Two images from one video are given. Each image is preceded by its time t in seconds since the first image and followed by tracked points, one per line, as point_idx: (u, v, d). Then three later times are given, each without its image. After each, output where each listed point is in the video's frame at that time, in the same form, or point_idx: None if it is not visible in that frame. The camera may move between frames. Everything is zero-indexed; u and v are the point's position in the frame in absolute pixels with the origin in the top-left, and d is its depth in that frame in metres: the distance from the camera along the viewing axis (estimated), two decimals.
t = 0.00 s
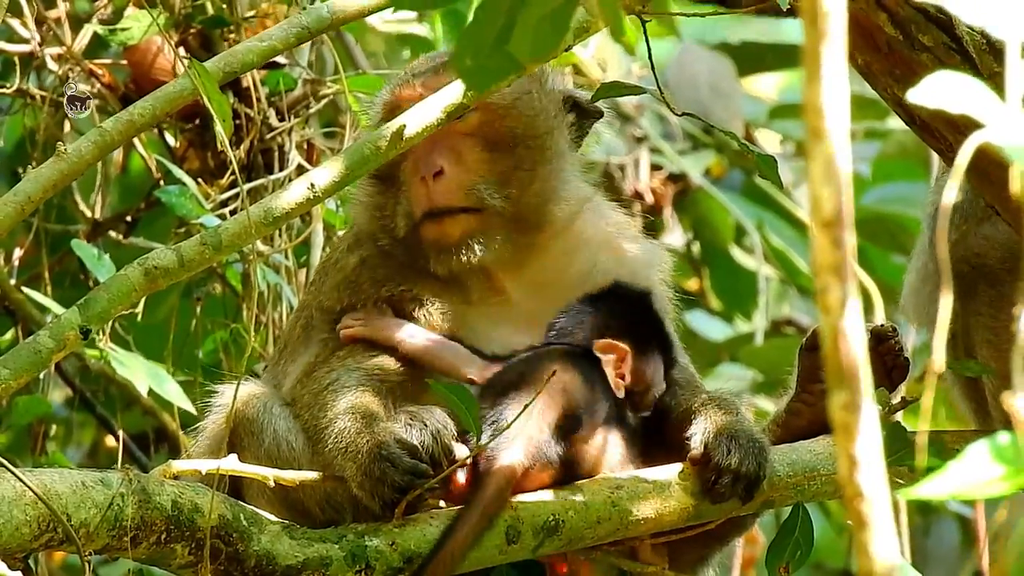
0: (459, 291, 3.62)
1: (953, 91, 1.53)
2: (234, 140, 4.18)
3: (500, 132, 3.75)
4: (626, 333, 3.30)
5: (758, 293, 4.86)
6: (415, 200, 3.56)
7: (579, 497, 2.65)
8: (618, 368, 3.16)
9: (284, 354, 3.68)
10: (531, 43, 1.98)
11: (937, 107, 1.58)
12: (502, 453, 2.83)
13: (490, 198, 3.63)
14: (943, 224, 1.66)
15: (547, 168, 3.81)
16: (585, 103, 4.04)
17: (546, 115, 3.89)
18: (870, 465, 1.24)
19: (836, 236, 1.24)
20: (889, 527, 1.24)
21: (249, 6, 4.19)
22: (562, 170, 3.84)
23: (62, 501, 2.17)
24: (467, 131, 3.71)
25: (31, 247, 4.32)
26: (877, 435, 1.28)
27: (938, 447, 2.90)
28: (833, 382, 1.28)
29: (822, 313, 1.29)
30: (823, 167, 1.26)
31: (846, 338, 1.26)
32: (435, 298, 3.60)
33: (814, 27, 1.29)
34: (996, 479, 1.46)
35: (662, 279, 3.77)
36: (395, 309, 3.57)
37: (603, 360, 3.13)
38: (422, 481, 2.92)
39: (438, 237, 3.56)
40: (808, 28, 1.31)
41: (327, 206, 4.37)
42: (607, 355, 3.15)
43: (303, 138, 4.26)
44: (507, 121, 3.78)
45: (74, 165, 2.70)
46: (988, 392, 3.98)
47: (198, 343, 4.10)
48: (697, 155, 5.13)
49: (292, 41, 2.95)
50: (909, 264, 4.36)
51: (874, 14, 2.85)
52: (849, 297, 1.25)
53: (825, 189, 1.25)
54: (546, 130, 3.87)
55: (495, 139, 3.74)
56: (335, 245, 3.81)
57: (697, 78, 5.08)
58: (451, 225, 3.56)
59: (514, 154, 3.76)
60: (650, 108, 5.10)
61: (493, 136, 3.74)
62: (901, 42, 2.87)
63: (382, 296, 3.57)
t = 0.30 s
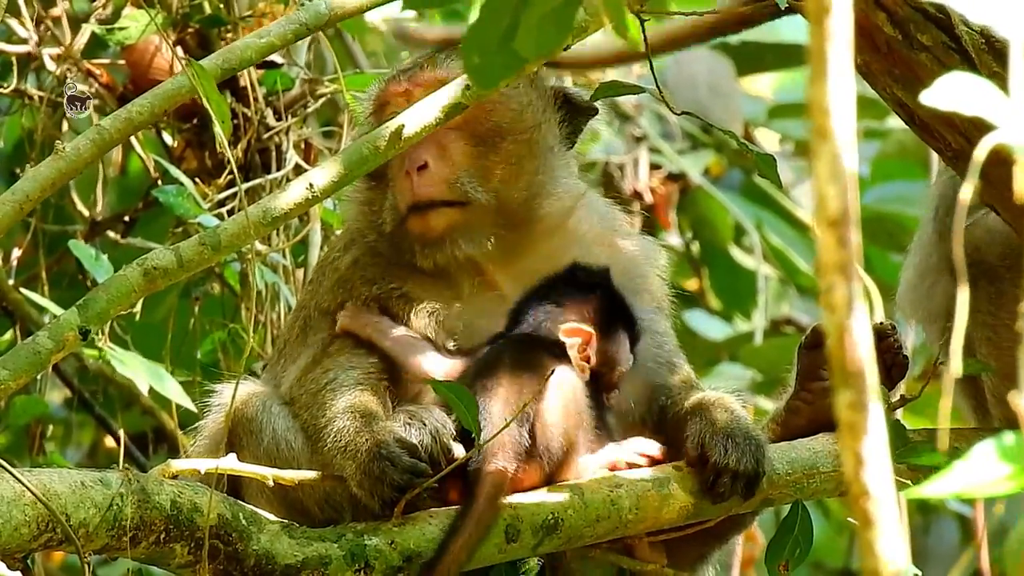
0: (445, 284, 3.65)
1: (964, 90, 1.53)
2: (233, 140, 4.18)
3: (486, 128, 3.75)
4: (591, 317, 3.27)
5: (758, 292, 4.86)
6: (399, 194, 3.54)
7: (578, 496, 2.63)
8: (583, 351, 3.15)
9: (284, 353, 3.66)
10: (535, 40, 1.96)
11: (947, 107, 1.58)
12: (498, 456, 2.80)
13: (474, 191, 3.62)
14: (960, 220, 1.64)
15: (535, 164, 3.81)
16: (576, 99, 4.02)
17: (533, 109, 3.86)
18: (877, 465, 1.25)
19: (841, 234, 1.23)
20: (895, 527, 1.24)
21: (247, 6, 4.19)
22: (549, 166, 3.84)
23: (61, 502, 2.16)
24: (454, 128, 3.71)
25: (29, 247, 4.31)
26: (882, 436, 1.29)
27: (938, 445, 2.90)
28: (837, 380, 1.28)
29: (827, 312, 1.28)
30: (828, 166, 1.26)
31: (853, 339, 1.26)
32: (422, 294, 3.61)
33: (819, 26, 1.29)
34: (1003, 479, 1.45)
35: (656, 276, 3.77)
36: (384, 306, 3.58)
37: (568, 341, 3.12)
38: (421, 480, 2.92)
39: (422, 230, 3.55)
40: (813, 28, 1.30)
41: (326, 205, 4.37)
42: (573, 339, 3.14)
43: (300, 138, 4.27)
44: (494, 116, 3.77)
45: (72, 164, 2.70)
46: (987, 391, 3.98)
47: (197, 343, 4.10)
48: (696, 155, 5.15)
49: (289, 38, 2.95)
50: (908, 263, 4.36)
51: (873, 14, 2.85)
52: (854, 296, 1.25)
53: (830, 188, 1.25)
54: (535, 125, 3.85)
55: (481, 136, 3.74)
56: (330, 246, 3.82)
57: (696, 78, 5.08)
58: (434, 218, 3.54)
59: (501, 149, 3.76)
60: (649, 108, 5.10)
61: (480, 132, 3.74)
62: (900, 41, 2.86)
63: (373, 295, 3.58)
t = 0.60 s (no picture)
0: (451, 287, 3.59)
1: (961, 88, 1.53)
2: (233, 140, 4.17)
3: (496, 127, 3.78)
4: (544, 302, 3.26)
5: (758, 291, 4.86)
6: (409, 192, 3.52)
7: (579, 496, 2.63)
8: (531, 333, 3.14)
9: (283, 354, 3.70)
10: (526, 49, 2.01)
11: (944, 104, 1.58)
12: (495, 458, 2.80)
13: (483, 191, 3.61)
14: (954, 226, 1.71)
15: (542, 164, 3.82)
16: (582, 101, 4.03)
17: (542, 109, 3.90)
18: (882, 463, 1.25)
19: (847, 231, 1.24)
20: (899, 525, 1.24)
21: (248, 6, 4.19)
22: (556, 166, 3.84)
23: (60, 502, 2.16)
24: (462, 126, 3.74)
25: (30, 247, 4.31)
26: (886, 433, 1.28)
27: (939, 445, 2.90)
28: (841, 379, 1.28)
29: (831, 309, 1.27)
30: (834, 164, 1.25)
31: (859, 337, 1.24)
32: (424, 295, 3.58)
33: (825, 26, 1.27)
34: (1000, 480, 1.45)
35: (653, 276, 3.77)
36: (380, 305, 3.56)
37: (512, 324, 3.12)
38: (421, 481, 2.91)
39: (433, 229, 3.51)
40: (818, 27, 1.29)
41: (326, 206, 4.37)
42: (517, 321, 3.14)
43: (301, 138, 4.27)
44: (501, 116, 3.80)
45: (60, 154, 2.71)
46: (987, 390, 3.98)
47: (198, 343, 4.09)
48: (695, 154, 5.16)
49: (266, 16, 2.96)
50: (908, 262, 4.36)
51: (874, 13, 2.85)
52: (859, 293, 1.23)
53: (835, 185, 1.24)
54: (541, 127, 3.87)
55: (490, 134, 3.77)
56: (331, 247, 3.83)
57: (696, 77, 5.08)
58: (445, 218, 3.52)
59: (511, 148, 3.79)
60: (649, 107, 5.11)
61: (488, 131, 3.77)
62: (901, 39, 2.86)
63: (371, 297, 3.57)
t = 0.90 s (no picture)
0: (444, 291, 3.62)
1: (969, 89, 1.53)
2: (234, 141, 4.18)
3: (485, 127, 3.75)
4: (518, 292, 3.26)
5: (759, 291, 4.86)
6: (402, 193, 3.53)
7: (580, 496, 2.63)
8: (510, 324, 3.14)
9: (281, 355, 3.71)
10: (525, 45, 1.99)
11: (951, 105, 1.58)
12: (496, 459, 2.79)
13: (475, 191, 3.62)
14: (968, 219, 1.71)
15: (534, 165, 3.81)
16: (575, 97, 4.03)
17: (531, 109, 3.87)
18: (882, 465, 1.25)
19: (848, 235, 1.23)
20: (900, 528, 1.24)
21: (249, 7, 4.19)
22: (549, 166, 3.84)
23: (60, 503, 2.17)
24: (453, 128, 3.72)
25: (32, 249, 4.32)
26: (886, 436, 1.29)
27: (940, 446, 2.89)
28: (843, 382, 1.28)
29: (832, 312, 1.28)
30: (835, 167, 1.26)
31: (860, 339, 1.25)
32: (415, 298, 3.61)
33: (826, 27, 1.30)
34: (1005, 479, 1.46)
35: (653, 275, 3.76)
36: (370, 306, 3.59)
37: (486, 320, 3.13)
38: (421, 482, 2.91)
39: (426, 232, 3.53)
40: (820, 30, 1.31)
41: (328, 207, 4.37)
42: (495, 316, 3.14)
43: (303, 139, 4.27)
44: (490, 115, 3.77)
45: (48, 144, 2.74)
46: (988, 391, 3.97)
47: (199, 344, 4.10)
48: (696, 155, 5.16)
49: None
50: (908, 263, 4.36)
51: (875, 14, 2.85)
52: (860, 295, 1.24)
53: (837, 189, 1.24)
54: (533, 126, 3.86)
55: (481, 136, 3.74)
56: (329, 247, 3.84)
57: (698, 77, 5.08)
58: (437, 220, 3.53)
59: (504, 147, 3.77)
60: (650, 107, 5.09)
61: (479, 132, 3.75)
62: (901, 41, 2.86)
63: (361, 301, 3.60)
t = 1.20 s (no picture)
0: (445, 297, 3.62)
1: (937, 90, 1.55)
2: (234, 142, 4.18)
3: (482, 130, 3.73)
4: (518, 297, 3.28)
5: (760, 292, 4.86)
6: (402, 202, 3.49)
7: (581, 497, 2.63)
8: (508, 326, 3.21)
9: (283, 357, 3.71)
10: (525, 39, 1.97)
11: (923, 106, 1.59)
12: (496, 461, 2.79)
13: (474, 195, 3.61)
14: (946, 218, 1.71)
15: (531, 168, 3.80)
16: (571, 95, 4.01)
17: (527, 111, 3.85)
18: (873, 464, 1.26)
19: (838, 234, 1.24)
20: (891, 526, 1.25)
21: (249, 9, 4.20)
22: (548, 168, 3.83)
23: (61, 505, 2.17)
24: (450, 133, 3.69)
25: (31, 249, 4.32)
26: (877, 435, 1.29)
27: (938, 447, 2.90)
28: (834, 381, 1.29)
29: (823, 312, 1.29)
30: (826, 165, 1.26)
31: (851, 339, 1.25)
32: (415, 302, 3.62)
33: (818, 28, 1.31)
34: (995, 481, 1.45)
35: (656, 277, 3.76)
36: (369, 308, 3.61)
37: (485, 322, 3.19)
38: (421, 483, 2.91)
39: (429, 238, 3.52)
40: (811, 31, 1.33)
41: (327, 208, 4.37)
42: (494, 320, 3.20)
43: (302, 140, 4.26)
44: (485, 118, 3.75)
45: (48, 144, 2.74)
46: (987, 391, 3.98)
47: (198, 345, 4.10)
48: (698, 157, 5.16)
49: None
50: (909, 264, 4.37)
51: (874, 14, 2.85)
52: (851, 294, 1.26)
53: (827, 187, 1.25)
54: (530, 129, 3.83)
55: (476, 139, 3.72)
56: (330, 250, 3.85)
57: (699, 79, 5.08)
58: (439, 227, 3.51)
59: (502, 149, 3.76)
60: (651, 109, 5.10)
61: (477, 135, 3.73)
62: (901, 41, 2.87)
63: (361, 304, 3.63)
